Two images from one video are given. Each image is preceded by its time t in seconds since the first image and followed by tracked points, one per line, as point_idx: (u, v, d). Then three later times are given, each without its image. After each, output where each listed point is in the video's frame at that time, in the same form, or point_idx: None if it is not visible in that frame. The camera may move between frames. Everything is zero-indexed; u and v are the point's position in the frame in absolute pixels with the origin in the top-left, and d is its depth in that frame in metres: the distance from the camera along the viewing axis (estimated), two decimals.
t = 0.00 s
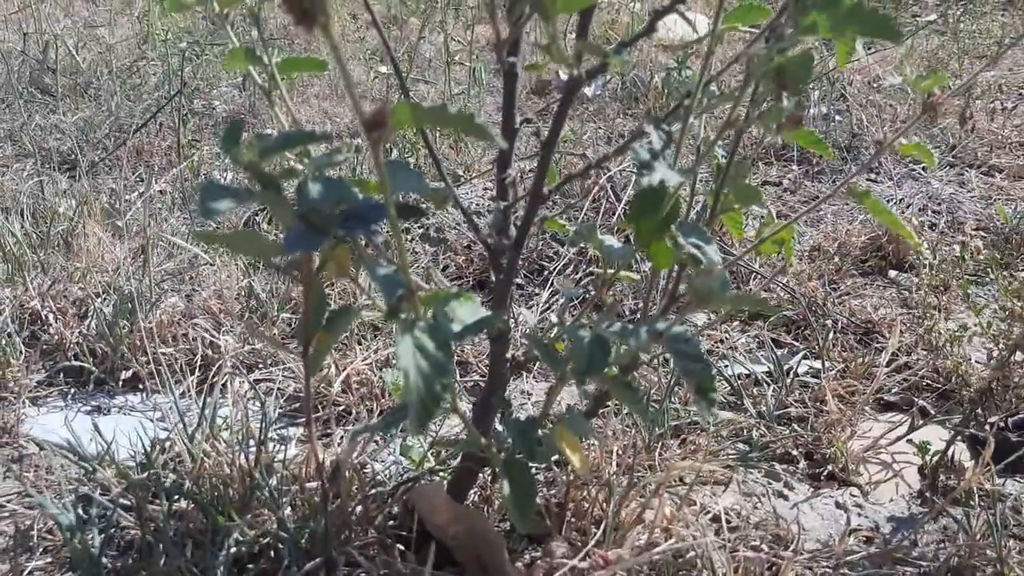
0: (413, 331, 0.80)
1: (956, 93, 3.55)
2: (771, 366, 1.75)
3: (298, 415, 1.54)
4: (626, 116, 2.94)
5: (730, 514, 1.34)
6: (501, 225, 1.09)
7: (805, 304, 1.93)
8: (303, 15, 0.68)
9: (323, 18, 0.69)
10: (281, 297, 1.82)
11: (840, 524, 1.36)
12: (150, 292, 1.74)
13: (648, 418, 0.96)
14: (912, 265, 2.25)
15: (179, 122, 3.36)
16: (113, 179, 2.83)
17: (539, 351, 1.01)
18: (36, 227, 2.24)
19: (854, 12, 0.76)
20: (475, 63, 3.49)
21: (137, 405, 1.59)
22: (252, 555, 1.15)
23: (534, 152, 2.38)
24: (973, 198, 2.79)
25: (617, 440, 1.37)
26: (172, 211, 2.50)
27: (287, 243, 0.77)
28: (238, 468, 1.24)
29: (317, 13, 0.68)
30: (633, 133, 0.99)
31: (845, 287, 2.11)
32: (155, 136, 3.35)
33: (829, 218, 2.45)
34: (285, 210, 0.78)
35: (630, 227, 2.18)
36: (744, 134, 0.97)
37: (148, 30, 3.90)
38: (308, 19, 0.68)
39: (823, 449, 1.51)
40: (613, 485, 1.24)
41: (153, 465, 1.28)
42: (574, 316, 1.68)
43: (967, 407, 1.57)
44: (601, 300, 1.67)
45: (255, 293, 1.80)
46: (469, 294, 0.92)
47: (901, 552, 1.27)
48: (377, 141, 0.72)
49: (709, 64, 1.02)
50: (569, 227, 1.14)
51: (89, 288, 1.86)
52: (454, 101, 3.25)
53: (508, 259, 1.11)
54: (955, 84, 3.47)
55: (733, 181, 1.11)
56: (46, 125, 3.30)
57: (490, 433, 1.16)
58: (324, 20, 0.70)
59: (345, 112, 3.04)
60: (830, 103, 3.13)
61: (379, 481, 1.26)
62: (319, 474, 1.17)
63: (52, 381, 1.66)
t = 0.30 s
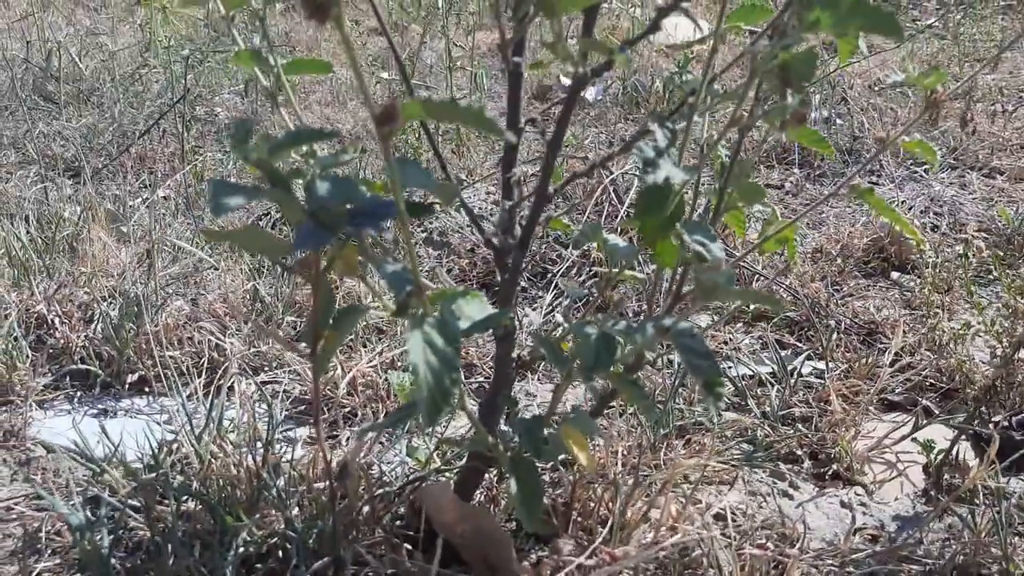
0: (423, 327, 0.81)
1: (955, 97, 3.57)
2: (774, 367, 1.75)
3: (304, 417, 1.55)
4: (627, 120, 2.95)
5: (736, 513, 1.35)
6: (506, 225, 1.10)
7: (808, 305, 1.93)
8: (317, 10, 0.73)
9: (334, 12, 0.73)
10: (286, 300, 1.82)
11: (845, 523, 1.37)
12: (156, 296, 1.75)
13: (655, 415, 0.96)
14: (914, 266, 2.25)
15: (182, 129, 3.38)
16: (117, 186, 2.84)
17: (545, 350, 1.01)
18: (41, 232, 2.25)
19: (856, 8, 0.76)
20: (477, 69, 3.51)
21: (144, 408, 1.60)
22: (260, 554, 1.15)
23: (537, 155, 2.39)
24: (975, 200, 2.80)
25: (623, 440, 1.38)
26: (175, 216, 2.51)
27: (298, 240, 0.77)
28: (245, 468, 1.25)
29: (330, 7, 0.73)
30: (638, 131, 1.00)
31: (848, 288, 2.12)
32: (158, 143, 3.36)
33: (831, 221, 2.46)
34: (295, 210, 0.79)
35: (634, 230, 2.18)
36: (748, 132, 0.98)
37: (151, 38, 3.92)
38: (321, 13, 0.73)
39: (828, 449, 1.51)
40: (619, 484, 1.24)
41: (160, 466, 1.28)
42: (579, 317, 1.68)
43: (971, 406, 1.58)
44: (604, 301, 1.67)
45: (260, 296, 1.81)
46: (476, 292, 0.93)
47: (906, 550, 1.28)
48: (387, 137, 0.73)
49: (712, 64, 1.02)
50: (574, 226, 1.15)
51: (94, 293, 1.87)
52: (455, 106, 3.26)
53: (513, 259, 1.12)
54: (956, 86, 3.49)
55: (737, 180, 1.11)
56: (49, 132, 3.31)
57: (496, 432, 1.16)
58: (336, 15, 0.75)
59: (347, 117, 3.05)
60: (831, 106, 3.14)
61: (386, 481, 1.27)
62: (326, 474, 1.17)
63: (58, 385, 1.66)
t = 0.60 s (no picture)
0: (443, 335, 0.82)
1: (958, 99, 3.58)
2: (783, 370, 1.76)
3: (318, 424, 1.56)
4: (631, 125, 2.97)
5: (749, 517, 1.36)
6: (521, 232, 1.11)
7: (816, 309, 1.94)
8: (343, 24, 0.72)
9: (361, 24, 0.73)
10: (296, 306, 1.83)
11: (858, 526, 1.37)
12: (167, 304, 1.76)
13: (671, 419, 0.97)
14: (920, 269, 2.27)
15: (188, 136, 3.39)
16: (124, 195, 2.86)
17: (561, 355, 1.02)
18: (50, 241, 2.26)
19: (870, 17, 0.76)
20: (481, 75, 3.52)
21: (157, 416, 1.61)
22: (278, 560, 1.16)
23: (543, 160, 2.40)
24: (979, 202, 2.81)
25: (635, 445, 1.39)
26: (183, 224, 2.53)
27: (320, 249, 0.78)
28: (261, 475, 1.26)
29: (357, 20, 0.72)
30: (652, 138, 1.00)
31: (855, 291, 2.13)
32: (163, 150, 3.38)
33: (836, 224, 2.48)
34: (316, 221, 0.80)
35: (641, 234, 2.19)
36: (761, 138, 0.98)
37: (155, 46, 3.94)
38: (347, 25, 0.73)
39: (839, 452, 1.52)
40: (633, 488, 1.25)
41: (176, 474, 1.29)
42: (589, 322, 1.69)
43: (980, 409, 1.58)
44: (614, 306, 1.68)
45: (271, 303, 1.81)
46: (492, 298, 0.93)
47: (919, 553, 1.28)
48: (407, 147, 0.74)
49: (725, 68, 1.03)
50: (587, 232, 1.16)
51: (106, 301, 1.88)
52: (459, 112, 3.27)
53: (527, 265, 1.12)
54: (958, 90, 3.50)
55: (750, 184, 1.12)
56: (55, 140, 3.33)
57: (511, 438, 1.17)
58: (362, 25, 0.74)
59: (353, 124, 3.07)
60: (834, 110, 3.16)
61: (401, 487, 1.28)
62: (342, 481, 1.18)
63: (71, 392, 1.67)
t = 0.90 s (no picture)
0: (447, 372, 0.83)
1: (957, 108, 3.60)
2: (783, 388, 1.78)
3: (322, 444, 1.57)
4: (631, 138, 2.98)
5: (750, 537, 1.37)
6: (523, 260, 1.12)
7: (816, 324, 1.95)
8: (348, 77, 0.69)
9: (368, 77, 0.69)
10: (299, 325, 1.84)
11: (858, 545, 1.39)
12: (172, 324, 1.77)
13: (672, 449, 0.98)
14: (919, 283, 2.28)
15: (190, 150, 3.41)
16: (126, 210, 2.88)
17: (564, 384, 1.03)
18: (53, 259, 2.27)
19: (865, 55, 0.77)
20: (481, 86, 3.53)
21: (162, 437, 1.63)
22: None
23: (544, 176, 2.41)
24: (978, 214, 2.82)
25: (637, 466, 1.40)
26: (186, 240, 2.54)
27: (327, 288, 0.79)
28: (266, 499, 1.27)
29: (363, 73, 0.69)
30: (652, 169, 1.01)
31: (854, 306, 2.14)
32: (165, 164, 3.40)
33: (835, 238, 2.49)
34: (324, 259, 0.81)
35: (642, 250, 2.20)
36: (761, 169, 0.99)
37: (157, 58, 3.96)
38: (353, 79, 0.69)
39: (839, 471, 1.53)
40: (635, 510, 1.27)
41: (182, 498, 1.31)
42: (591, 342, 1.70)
43: (979, 426, 1.59)
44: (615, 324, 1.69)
45: (274, 322, 1.83)
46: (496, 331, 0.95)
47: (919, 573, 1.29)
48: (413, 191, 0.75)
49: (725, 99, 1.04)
50: (589, 259, 1.17)
51: (110, 320, 1.90)
52: (460, 124, 3.29)
53: (529, 292, 1.13)
54: (957, 99, 3.52)
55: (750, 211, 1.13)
56: (58, 155, 3.35)
57: (514, 463, 1.18)
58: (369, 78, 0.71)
59: (353, 137, 3.08)
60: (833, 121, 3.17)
61: (405, 511, 1.29)
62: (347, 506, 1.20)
63: (77, 413, 1.69)
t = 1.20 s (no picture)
0: (448, 394, 0.84)
1: (953, 115, 3.62)
2: (781, 399, 1.79)
3: (324, 460, 1.59)
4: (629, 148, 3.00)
5: (748, 549, 1.39)
6: (522, 279, 1.13)
7: (814, 335, 1.97)
8: (349, 110, 0.68)
9: (369, 111, 0.69)
10: (301, 340, 1.86)
11: (856, 556, 1.40)
12: (175, 341, 1.78)
13: (670, 467, 1.00)
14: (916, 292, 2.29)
15: (191, 163, 3.43)
16: (128, 225, 2.90)
17: (563, 402, 1.05)
18: (56, 275, 2.29)
19: (854, 83, 0.80)
20: (479, 97, 3.55)
21: (165, 453, 1.65)
22: None
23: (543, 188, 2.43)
24: (974, 221, 2.84)
25: (636, 479, 1.41)
26: (187, 254, 2.56)
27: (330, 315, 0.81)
28: (269, 516, 1.29)
29: (364, 105, 0.69)
30: (648, 190, 1.03)
31: (852, 315, 2.15)
32: (166, 177, 3.42)
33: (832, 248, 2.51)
34: (327, 285, 0.83)
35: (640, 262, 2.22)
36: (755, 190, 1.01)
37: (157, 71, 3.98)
38: (355, 112, 0.69)
39: (837, 481, 1.55)
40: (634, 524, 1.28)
41: (187, 516, 1.32)
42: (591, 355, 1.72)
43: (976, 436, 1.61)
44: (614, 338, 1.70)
45: (276, 338, 1.84)
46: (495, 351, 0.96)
47: None
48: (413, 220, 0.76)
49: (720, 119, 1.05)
50: (588, 276, 1.18)
51: (114, 337, 1.91)
52: (459, 135, 3.31)
53: (529, 310, 1.14)
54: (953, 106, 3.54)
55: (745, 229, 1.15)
56: (60, 170, 3.37)
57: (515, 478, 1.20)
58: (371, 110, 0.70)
59: (353, 149, 3.10)
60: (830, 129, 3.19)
61: (406, 526, 1.31)
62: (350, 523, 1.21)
63: (81, 430, 1.70)
